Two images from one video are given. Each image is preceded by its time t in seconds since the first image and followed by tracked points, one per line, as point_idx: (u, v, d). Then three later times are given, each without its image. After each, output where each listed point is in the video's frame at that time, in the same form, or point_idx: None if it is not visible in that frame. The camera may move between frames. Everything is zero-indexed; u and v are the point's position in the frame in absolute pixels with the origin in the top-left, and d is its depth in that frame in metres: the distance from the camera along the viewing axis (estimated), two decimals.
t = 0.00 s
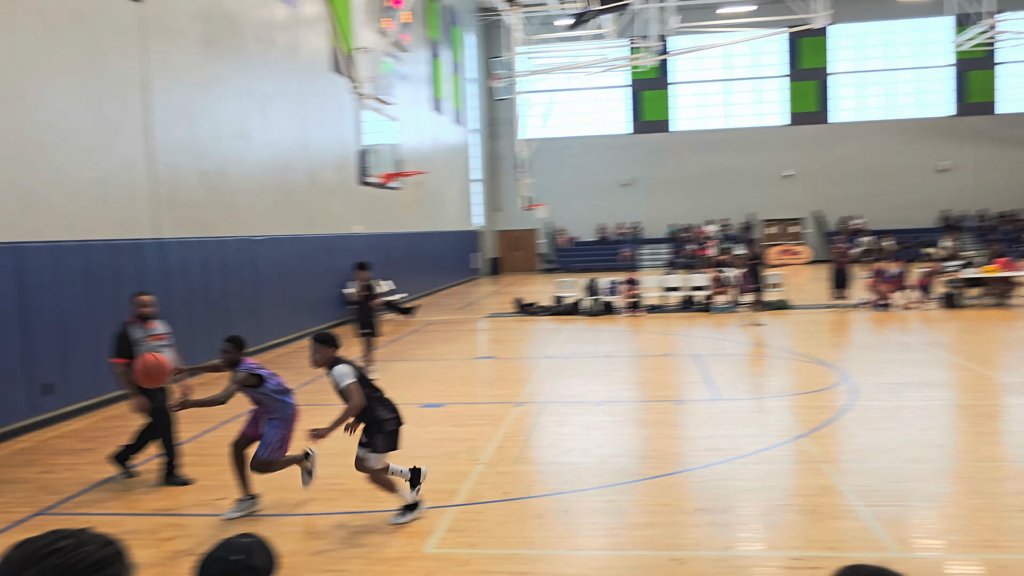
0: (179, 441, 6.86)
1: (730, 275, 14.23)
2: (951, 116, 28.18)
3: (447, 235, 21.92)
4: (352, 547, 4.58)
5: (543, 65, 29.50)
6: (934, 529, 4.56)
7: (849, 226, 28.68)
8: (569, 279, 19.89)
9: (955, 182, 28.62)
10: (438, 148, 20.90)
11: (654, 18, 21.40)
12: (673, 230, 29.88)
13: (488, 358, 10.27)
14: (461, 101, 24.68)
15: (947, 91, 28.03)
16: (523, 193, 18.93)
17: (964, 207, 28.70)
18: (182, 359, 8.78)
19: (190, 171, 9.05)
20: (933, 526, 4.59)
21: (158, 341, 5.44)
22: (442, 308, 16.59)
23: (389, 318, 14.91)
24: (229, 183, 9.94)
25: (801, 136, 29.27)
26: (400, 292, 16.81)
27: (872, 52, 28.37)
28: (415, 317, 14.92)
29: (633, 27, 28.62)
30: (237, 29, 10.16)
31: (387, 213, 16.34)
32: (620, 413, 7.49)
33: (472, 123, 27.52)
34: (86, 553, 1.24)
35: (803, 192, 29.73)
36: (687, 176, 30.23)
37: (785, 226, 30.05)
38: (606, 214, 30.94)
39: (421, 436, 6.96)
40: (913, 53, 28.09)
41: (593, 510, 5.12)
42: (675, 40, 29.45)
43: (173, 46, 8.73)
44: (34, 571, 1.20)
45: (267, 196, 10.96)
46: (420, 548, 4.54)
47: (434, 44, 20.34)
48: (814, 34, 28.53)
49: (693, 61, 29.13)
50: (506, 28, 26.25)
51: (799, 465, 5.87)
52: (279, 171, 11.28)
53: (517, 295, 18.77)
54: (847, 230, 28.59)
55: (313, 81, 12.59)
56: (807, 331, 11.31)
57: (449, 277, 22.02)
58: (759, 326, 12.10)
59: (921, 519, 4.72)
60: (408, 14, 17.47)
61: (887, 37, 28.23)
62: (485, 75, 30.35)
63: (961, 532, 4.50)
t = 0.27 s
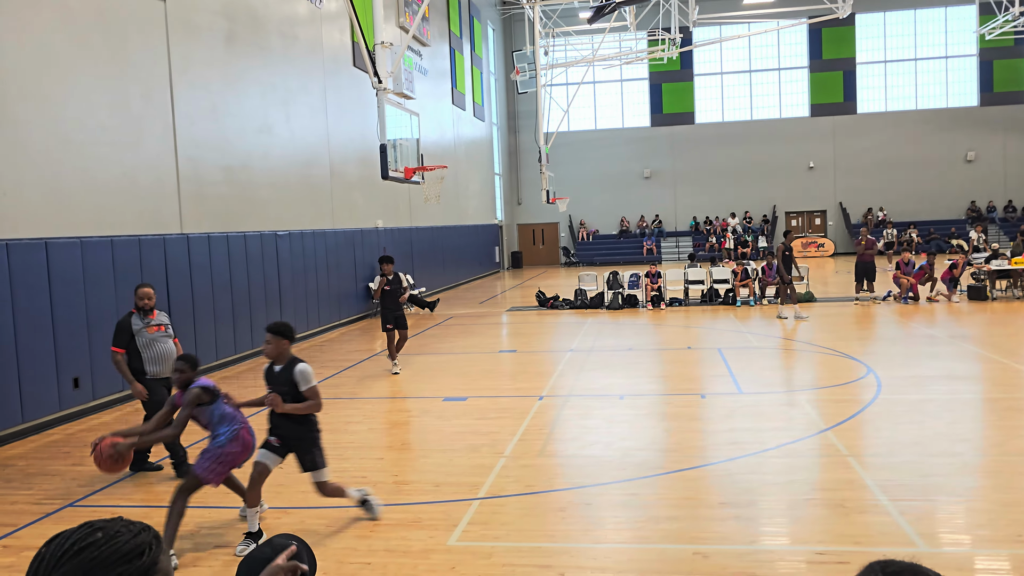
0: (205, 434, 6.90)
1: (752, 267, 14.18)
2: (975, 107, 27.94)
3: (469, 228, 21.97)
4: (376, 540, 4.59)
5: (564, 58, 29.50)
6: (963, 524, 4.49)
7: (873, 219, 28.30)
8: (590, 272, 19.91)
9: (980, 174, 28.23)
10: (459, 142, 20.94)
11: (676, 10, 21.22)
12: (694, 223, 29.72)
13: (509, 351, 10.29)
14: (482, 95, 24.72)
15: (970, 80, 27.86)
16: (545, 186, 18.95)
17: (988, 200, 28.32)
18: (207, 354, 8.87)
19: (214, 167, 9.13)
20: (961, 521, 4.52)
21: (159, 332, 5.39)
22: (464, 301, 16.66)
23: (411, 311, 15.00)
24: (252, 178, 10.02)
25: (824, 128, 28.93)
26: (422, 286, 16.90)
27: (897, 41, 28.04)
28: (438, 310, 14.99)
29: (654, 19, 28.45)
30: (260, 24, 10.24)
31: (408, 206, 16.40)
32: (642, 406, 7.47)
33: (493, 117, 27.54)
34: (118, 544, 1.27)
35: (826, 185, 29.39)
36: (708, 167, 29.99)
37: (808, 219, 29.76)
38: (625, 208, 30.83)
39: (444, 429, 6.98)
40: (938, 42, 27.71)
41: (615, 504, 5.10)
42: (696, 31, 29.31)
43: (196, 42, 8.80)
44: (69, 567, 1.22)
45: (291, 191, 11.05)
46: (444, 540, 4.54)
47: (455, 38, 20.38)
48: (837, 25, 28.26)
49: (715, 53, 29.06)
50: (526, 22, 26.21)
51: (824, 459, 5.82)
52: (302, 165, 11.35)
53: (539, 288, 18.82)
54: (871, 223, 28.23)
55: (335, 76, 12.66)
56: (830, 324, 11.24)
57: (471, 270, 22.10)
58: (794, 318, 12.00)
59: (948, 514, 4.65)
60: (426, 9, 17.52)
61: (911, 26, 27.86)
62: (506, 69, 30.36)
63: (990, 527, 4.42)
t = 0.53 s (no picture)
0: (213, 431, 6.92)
1: (760, 265, 14.13)
2: (986, 103, 27.71)
3: (476, 226, 21.99)
4: (384, 537, 4.60)
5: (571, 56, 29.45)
6: (973, 522, 4.46)
7: (881, 216, 28.14)
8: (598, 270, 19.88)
9: (991, 170, 28.01)
10: (466, 140, 20.95)
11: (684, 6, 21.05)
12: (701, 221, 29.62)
13: (517, 349, 10.29)
14: (489, 93, 24.71)
15: (981, 76, 27.63)
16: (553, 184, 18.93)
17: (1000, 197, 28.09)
18: (215, 351, 8.93)
19: (223, 165, 9.18)
20: (971, 520, 4.49)
21: (147, 328, 5.43)
22: (471, 299, 16.66)
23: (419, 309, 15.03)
24: (261, 176, 10.07)
25: (832, 125, 28.77)
26: (429, 284, 16.93)
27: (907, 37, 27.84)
28: (445, 308, 15.01)
29: (662, 16, 28.35)
30: (268, 23, 10.27)
31: (416, 204, 16.42)
32: (649, 404, 7.46)
33: (501, 115, 27.53)
34: (136, 542, 1.29)
35: (834, 182, 29.23)
36: (715, 165, 29.90)
37: (816, 216, 29.64)
38: (632, 206, 30.78)
39: (451, 426, 6.99)
40: (949, 38, 27.49)
41: (622, 502, 5.10)
42: (704, 28, 29.20)
43: (205, 41, 8.84)
44: (87, 565, 1.25)
45: (299, 189, 11.09)
46: (451, 537, 4.55)
47: (462, 35, 20.36)
48: (846, 21, 28.08)
49: (723, 50, 28.95)
50: (534, 19, 26.13)
51: (832, 457, 5.80)
52: (310, 164, 11.40)
53: (546, 286, 18.83)
54: (879, 220, 28.10)
55: (344, 74, 12.70)
56: (838, 322, 11.20)
57: (478, 268, 22.12)
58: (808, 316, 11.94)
59: (957, 513, 4.62)
60: (435, 7, 17.53)
61: (922, 22, 27.65)
62: (513, 66, 30.33)
63: (1001, 526, 4.40)
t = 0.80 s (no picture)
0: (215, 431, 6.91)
1: (762, 265, 14.12)
2: (989, 102, 27.63)
3: (478, 226, 22.00)
4: (385, 536, 4.61)
5: (573, 55, 29.43)
6: (975, 523, 4.45)
7: (884, 216, 28.07)
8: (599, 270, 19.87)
9: (994, 170, 27.93)
10: (468, 139, 20.96)
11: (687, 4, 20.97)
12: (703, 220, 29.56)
13: (518, 349, 10.28)
14: (491, 93, 24.71)
15: (984, 75, 27.55)
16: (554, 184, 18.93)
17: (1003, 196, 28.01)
18: (217, 351, 8.94)
19: (225, 165, 9.19)
20: (973, 521, 4.48)
21: (126, 332, 5.46)
22: (473, 299, 16.65)
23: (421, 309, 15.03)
24: (263, 176, 10.08)
25: (834, 125, 28.72)
26: (431, 283, 16.94)
27: (910, 36, 27.77)
28: (447, 307, 15.00)
29: (664, 15, 28.33)
30: (270, 23, 10.28)
31: (418, 204, 16.43)
32: (651, 404, 7.46)
33: (502, 114, 27.52)
34: (125, 541, 1.26)
35: (837, 182, 29.18)
36: (716, 165, 29.87)
37: (818, 216, 29.59)
38: (634, 205, 30.75)
39: (453, 426, 6.99)
40: (952, 37, 27.43)
41: (623, 501, 5.09)
42: (706, 27, 29.17)
43: (207, 40, 8.85)
44: (77, 565, 1.22)
45: (300, 189, 11.11)
46: (452, 537, 4.55)
47: (464, 35, 20.35)
48: (848, 20, 28.02)
49: (725, 49, 28.91)
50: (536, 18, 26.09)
51: (834, 457, 5.79)
52: (312, 163, 11.41)
53: (548, 286, 18.83)
54: (881, 220, 28.03)
55: (345, 74, 12.71)
56: (840, 322, 11.18)
57: (480, 268, 22.14)
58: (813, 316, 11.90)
59: (960, 513, 4.61)
60: (437, 6, 17.53)
61: (925, 21, 27.58)
62: (515, 66, 30.32)
63: (1003, 526, 4.38)
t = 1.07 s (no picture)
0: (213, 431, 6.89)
1: (760, 266, 14.12)
2: (988, 103, 27.63)
3: (476, 227, 22.00)
4: (383, 537, 4.61)
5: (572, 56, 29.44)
6: (973, 524, 4.45)
7: (882, 217, 28.07)
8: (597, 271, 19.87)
9: (993, 171, 27.93)
10: (467, 140, 20.96)
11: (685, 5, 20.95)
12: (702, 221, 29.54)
13: (517, 350, 10.28)
14: (490, 94, 24.71)
15: (983, 76, 27.55)
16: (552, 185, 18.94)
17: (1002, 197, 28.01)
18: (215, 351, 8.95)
19: (223, 165, 9.19)
20: (971, 522, 4.48)
21: (103, 332, 5.47)
22: (472, 299, 16.64)
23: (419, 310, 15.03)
24: (261, 176, 10.08)
25: (833, 125, 28.71)
26: (429, 285, 16.95)
27: (908, 37, 27.77)
28: (445, 308, 15.00)
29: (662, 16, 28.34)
30: (268, 23, 10.28)
31: (416, 205, 16.43)
32: (649, 405, 7.46)
33: (501, 115, 27.51)
34: (125, 540, 1.26)
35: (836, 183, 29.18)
36: (715, 165, 29.87)
37: (817, 217, 29.57)
38: (633, 206, 30.75)
39: (451, 427, 6.99)
40: (950, 38, 27.44)
41: (621, 502, 5.09)
42: (705, 28, 29.19)
43: (205, 41, 8.85)
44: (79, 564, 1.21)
45: (299, 189, 11.11)
46: (450, 538, 4.56)
47: (462, 36, 20.33)
48: (847, 21, 28.02)
49: (724, 50, 28.91)
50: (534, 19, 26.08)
51: (832, 458, 5.79)
52: (310, 164, 11.41)
53: (546, 287, 18.83)
54: (880, 221, 27.98)
55: (344, 75, 12.72)
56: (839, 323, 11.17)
57: (478, 269, 22.13)
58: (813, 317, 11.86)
59: (957, 514, 4.62)
60: (435, 7, 17.54)
61: (923, 22, 27.59)
62: (514, 66, 30.32)
63: (1001, 527, 4.39)
